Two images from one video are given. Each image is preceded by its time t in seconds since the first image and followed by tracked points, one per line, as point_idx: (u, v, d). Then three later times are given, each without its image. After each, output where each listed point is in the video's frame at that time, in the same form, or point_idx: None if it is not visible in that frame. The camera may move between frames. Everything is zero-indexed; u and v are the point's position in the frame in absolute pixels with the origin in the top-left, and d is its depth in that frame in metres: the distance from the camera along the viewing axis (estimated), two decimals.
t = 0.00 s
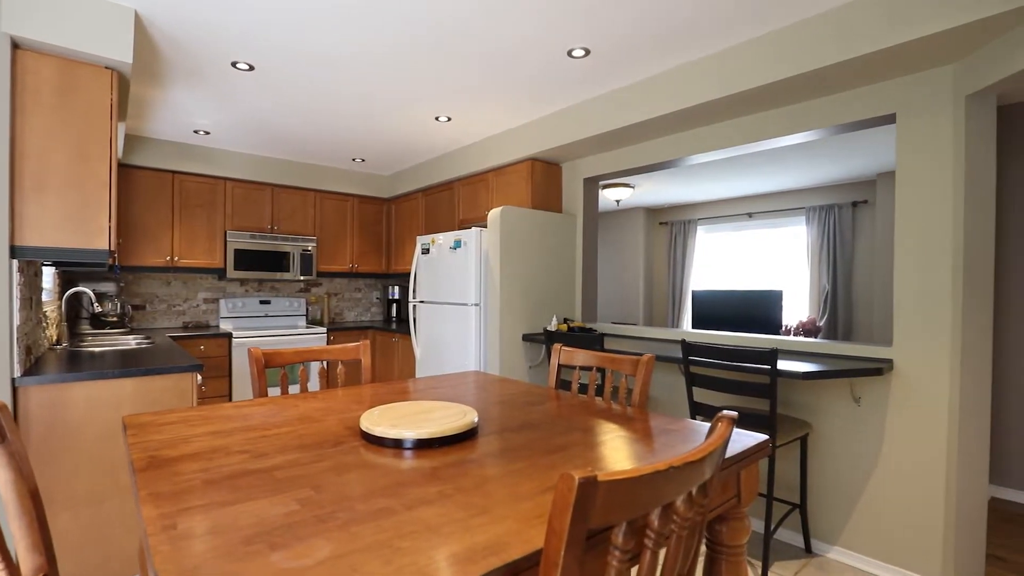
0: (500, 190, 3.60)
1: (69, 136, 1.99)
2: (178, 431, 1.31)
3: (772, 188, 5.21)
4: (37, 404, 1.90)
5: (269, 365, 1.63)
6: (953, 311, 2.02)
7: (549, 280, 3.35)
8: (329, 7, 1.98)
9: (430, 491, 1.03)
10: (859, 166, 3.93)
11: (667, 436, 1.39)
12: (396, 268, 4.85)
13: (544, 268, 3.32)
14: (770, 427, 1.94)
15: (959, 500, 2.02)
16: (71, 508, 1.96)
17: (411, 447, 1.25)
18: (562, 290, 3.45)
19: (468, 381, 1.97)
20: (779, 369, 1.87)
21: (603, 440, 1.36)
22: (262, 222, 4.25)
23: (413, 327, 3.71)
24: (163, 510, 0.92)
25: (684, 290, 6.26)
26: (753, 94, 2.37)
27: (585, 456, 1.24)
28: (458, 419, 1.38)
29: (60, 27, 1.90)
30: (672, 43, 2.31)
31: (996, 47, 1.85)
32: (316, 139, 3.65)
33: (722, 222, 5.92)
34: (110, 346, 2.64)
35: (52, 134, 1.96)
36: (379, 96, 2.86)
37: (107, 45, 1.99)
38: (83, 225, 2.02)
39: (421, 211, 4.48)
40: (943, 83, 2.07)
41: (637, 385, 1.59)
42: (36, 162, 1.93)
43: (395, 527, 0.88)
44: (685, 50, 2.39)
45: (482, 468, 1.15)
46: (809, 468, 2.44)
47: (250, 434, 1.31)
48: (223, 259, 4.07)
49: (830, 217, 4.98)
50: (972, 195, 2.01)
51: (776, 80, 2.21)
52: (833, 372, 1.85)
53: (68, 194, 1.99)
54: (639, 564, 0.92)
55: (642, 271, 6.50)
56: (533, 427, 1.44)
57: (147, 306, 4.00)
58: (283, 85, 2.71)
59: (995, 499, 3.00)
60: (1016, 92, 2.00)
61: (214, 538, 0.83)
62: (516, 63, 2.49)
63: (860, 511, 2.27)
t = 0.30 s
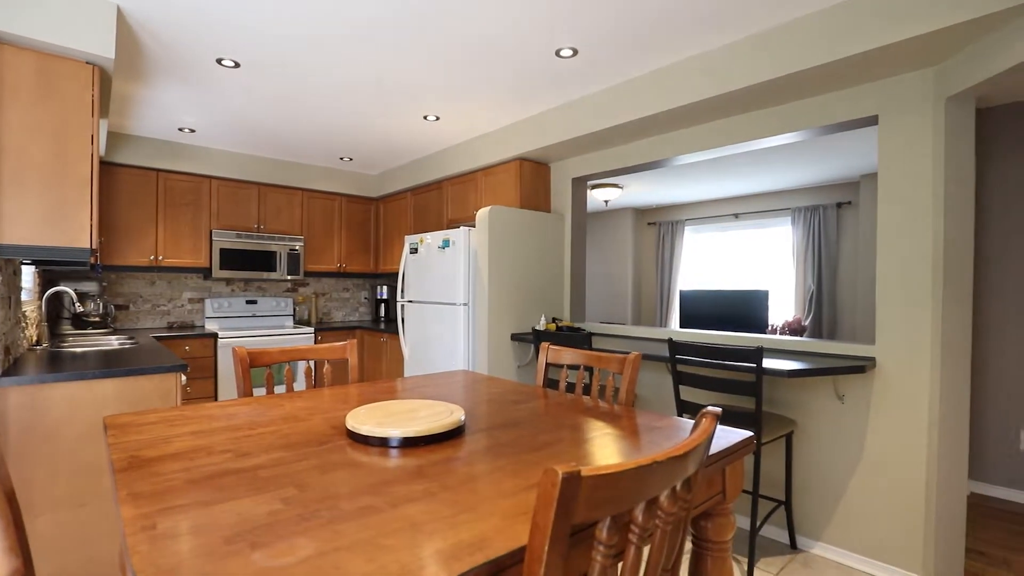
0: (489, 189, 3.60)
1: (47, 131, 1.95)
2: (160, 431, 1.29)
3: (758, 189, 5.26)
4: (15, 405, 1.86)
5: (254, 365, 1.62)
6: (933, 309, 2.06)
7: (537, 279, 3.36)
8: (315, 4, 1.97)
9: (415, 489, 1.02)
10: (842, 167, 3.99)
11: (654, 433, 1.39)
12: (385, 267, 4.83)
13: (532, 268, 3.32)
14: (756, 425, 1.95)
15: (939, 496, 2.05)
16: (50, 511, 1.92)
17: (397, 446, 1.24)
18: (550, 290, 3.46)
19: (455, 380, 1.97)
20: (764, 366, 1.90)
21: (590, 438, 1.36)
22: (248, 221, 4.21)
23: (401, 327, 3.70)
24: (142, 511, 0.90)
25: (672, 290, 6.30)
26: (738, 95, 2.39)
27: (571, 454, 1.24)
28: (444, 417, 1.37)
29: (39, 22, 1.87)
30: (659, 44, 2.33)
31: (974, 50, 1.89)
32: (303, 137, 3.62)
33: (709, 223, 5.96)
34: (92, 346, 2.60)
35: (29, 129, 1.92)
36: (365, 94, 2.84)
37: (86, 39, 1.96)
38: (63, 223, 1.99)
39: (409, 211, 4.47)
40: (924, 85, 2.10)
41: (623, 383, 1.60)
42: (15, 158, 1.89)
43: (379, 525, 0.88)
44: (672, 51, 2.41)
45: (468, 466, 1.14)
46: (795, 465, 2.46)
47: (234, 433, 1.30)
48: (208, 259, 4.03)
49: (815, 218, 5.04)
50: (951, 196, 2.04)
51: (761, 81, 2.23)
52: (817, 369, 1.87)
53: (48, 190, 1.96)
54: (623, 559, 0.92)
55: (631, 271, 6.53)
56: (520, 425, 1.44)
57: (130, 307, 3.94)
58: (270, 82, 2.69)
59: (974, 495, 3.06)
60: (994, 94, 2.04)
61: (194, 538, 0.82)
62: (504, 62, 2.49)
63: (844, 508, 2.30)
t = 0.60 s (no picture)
0: (477, 189, 3.60)
1: (25, 128, 1.92)
2: (141, 432, 1.27)
3: (745, 190, 5.31)
4: None
5: (239, 364, 1.60)
6: (915, 307, 2.09)
7: (525, 279, 3.36)
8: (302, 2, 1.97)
9: (401, 487, 1.02)
10: (827, 168, 4.04)
11: (640, 431, 1.40)
12: (373, 267, 4.81)
13: (521, 267, 3.33)
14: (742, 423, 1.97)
15: (921, 491, 2.08)
16: (29, 515, 1.89)
17: (383, 445, 1.24)
18: (538, 289, 3.46)
19: (443, 380, 1.96)
20: (750, 365, 1.91)
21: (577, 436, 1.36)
22: (234, 220, 4.17)
23: (390, 326, 3.68)
24: (122, 511, 0.89)
25: (659, 290, 6.34)
26: (724, 96, 2.41)
27: (557, 452, 1.24)
28: (431, 416, 1.37)
29: (17, 16, 1.84)
30: (646, 45, 2.35)
31: (954, 53, 1.93)
32: (290, 136, 3.60)
33: (696, 223, 6.02)
34: (73, 347, 2.55)
35: (7, 125, 1.89)
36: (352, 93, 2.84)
37: (66, 33, 1.91)
38: (43, 221, 1.97)
39: (398, 210, 4.45)
40: (904, 87, 2.14)
41: (610, 382, 1.61)
42: None
43: (363, 523, 0.87)
44: (658, 52, 2.44)
45: (453, 465, 1.14)
46: (780, 463, 2.49)
47: (217, 433, 1.28)
48: (193, 258, 3.98)
49: (801, 218, 5.11)
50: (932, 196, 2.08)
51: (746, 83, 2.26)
52: (802, 367, 1.89)
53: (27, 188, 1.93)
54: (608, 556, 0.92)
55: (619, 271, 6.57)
56: (506, 423, 1.43)
57: (113, 307, 3.88)
58: (257, 80, 2.67)
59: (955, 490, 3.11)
60: (972, 97, 2.08)
61: (175, 539, 0.80)
62: (492, 62, 2.50)
63: (828, 504, 2.33)
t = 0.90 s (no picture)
0: (466, 188, 3.60)
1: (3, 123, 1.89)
2: (123, 433, 1.25)
3: (731, 191, 5.36)
4: None
5: (223, 363, 1.58)
6: (896, 305, 2.13)
7: (514, 278, 3.37)
8: None
9: (386, 486, 1.02)
10: (811, 169, 4.10)
11: (628, 428, 1.40)
12: (361, 267, 4.79)
13: (509, 267, 3.33)
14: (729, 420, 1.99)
15: (904, 487, 2.11)
16: (7, 519, 1.85)
17: (370, 444, 1.23)
18: (527, 288, 3.47)
19: (430, 379, 1.96)
20: (736, 363, 1.92)
21: (564, 434, 1.36)
22: (220, 219, 4.13)
23: (378, 326, 3.67)
24: (102, 512, 0.87)
25: (647, 290, 6.38)
26: (711, 96, 2.44)
27: (544, 450, 1.24)
28: (418, 415, 1.37)
29: None
30: (633, 45, 2.36)
31: (934, 55, 1.96)
32: (277, 134, 3.57)
33: (684, 224, 6.06)
34: (54, 348, 2.51)
35: None
36: (339, 90, 2.82)
37: (59, 31, 1.90)
38: (23, 218, 1.93)
39: (386, 209, 4.44)
40: (886, 90, 2.18)
41: (598, 380, 1.62)
42: None
43: (347, 522, 0.87)
44: (646, 53, 2.45)
45: (440, 463, 1.14)
46: (766, 460, 2.51)
47: (200, 433, 1.27)
48: (178, 257, 3.94)
49: (787, 219, 5.17)
50: (913, 196, 2.12)
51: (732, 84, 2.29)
52: (786, 365, 1.92)
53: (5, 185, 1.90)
54: (593, 553, 0.92)
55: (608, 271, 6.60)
56: (493, 422, 1.43)
57: (95, 307, 3.82)
58: (243, 77, 2.65)
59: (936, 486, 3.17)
60: (951, 99, 2.12)
61: (157, 540, 0.79)
62: (480, 61, 2.50)
63: (813, 501, 2.35)
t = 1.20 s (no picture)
0: (453, 188, 3.59)
1: None
2: (101, 434, 1.23)
3: (718, 191, 5.41)
4: None
5: (206, 364, 1.56)
6: (878, 304, 2.16)
7: (501, 278, 3.37)
8: None
9: (369, 486, 1.01)
10: (796, 170, 4.15)
11: (613, 427, 1.41)
12: (348, 267, 4.76)
13: (497, 266, 3.33)
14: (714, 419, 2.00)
15: (886, 484, 2.14)
16: None
17: (354, 444, 1.22)
18: (514, 288, 3.47)
19: (416, 379, 1.95)
20: (721, 362, 1.94)
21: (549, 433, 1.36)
22: (205, 219, 4.09)
23: (365, 326, 3.64)
24: (77, 515, 0.86)
25: (635, 290, 6.42)
26: (696, 97, 2.46)
27: (529, 449, 1.24)
28: (402, 414, 1.36)
29: None
30: (620, 45, 2.38)
31: (914, 59, 2.00)
32: (262, 132, 3.54)
33: (671, 224, 6.11)
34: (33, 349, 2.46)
35: None
36: (325, 89, 2.81)
37: (45, 29, 1.88)
38: None
39: (374, 209, 4.42)
40: (868, 93, 2.22)
41: (584, 380, 1.62)
42: None
43: (328, 523, 0.86)
44: (633, 53, 2.47)
45: (424, 463, 1.13)
46: (751, 458, 2.54)
47: (181, 434, 1.25)
48: (161, 257, 3.89)
49: (772, 219, 5.22)
50: (893, 197, 2.15)
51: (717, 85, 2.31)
52: (769, 364, 1.94)
53: None
54: (576, 551, 0.92)
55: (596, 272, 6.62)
56: (478, 422, 1.43)
57: (76, 307, 3.76)
58: (228, 74, 2.63)
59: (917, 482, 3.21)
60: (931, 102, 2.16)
61: (133, 542, 0.78)
62: (467, 60, 2.50)
63: (798, 498, 2.38)
